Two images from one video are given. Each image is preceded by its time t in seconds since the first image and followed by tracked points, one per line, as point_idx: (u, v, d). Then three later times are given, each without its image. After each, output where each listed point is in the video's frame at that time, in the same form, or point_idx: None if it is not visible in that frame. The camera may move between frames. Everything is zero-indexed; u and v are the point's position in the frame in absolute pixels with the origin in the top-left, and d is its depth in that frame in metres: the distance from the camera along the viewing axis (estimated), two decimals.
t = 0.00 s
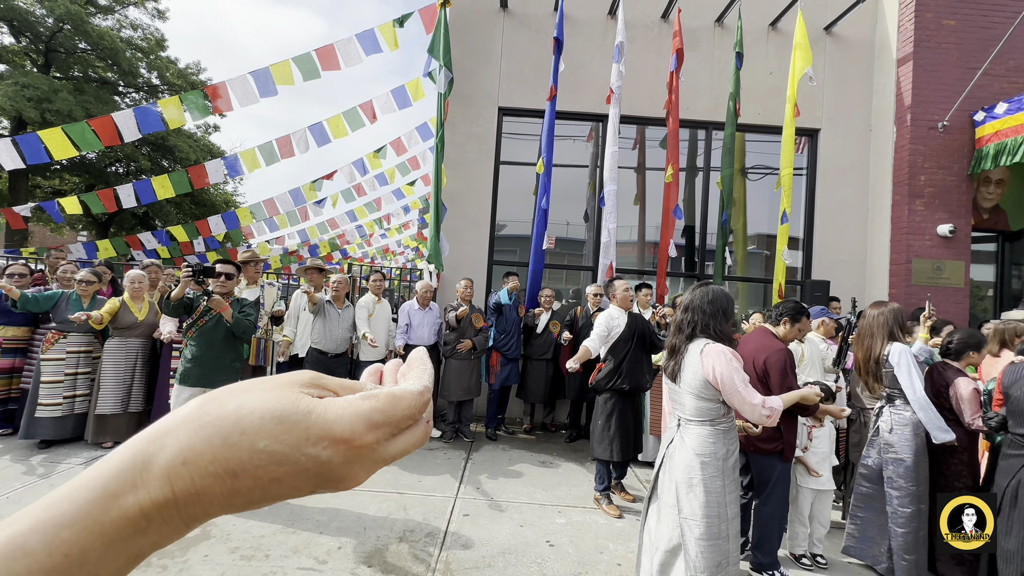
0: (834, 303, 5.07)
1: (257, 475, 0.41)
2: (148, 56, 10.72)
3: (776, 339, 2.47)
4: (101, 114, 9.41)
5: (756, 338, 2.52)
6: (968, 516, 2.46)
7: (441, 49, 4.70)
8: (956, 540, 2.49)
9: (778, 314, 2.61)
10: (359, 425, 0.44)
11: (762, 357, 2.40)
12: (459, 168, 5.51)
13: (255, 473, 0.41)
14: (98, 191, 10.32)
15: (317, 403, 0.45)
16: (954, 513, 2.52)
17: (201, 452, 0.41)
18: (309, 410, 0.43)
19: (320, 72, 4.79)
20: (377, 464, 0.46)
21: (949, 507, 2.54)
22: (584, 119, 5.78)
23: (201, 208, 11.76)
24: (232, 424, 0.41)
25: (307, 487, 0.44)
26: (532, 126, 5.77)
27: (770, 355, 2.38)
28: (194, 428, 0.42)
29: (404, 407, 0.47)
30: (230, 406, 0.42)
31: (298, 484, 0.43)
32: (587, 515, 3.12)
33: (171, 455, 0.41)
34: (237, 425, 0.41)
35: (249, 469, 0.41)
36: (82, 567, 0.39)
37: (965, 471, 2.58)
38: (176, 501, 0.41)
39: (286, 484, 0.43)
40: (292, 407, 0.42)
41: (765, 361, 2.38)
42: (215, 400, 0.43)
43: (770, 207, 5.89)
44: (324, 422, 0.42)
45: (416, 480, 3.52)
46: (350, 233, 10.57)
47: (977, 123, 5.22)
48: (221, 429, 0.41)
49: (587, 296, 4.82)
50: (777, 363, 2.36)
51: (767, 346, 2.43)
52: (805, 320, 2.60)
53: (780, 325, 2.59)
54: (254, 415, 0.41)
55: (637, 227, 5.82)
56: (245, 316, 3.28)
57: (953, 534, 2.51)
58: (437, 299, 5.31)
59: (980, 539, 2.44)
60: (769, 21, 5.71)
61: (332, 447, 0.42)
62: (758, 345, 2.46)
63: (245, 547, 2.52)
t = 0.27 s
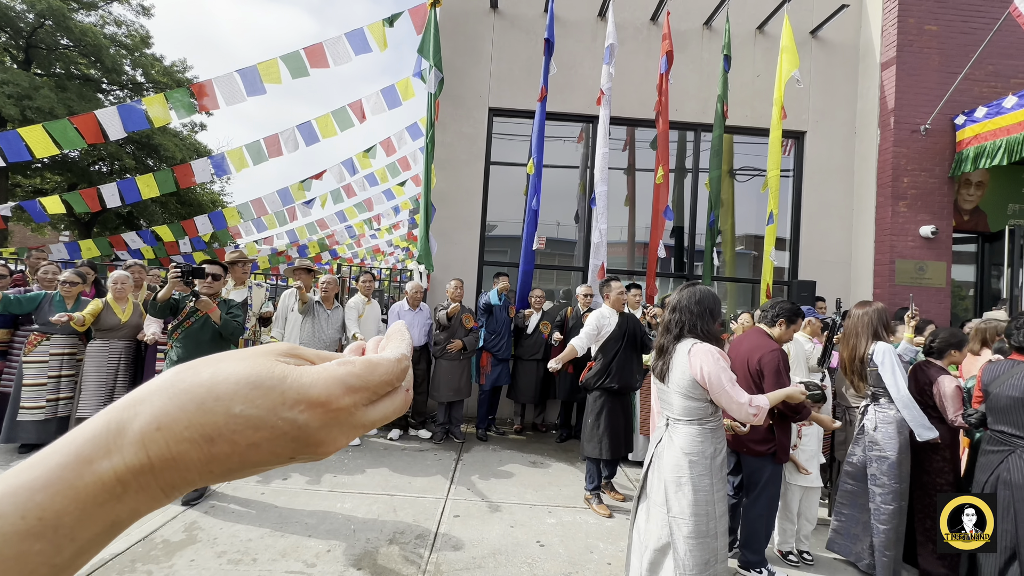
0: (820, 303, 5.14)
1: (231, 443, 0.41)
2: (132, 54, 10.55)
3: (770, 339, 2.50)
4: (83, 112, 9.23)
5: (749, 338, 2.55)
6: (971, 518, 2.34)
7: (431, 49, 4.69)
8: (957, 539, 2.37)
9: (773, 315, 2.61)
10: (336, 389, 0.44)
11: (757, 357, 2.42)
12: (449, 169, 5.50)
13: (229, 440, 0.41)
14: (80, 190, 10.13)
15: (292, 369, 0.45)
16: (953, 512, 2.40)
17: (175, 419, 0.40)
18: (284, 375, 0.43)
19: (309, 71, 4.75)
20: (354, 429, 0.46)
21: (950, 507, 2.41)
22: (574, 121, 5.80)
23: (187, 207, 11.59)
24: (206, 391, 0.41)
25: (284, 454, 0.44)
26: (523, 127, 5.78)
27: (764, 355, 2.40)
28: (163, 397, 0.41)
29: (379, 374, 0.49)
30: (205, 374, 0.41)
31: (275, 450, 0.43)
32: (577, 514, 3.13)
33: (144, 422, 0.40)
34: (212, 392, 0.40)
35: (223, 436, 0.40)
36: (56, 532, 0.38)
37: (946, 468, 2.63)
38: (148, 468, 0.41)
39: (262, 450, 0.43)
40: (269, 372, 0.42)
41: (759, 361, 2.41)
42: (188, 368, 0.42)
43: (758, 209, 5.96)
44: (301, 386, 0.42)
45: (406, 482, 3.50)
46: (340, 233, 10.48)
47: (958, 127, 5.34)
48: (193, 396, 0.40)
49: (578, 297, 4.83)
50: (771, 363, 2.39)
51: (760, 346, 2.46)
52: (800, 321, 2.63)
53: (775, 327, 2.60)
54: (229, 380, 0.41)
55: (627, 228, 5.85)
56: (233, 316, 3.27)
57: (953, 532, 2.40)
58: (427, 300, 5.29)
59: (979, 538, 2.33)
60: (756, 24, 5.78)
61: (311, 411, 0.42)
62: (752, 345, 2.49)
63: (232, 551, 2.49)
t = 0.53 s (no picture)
0: (805, 303, 5.22)
1: (202, 418, 0.40)
2: (115, 50, 10.37)
3: (759, 339, 2.53)
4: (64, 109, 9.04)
5: (740, 339, 2.58)
6: (971, 517, 2.30)
7: (421, 49, 4.68)
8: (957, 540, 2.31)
9: (764, 315, 2.63)
10: (309, 363, 0.43)
11: (747, 357, 2.45)
12: (439, 169, 5.48)
13: (200, 416, 0.40)
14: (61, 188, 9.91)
15: (264, 344, 0.44)
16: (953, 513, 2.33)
17: (141, 396, 0.39)
18: (256, 350, 0.42)
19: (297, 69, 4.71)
20: (329, 405, 0.46)
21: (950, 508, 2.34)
22: (564, 122, 5.82)
23: (171, 206, 11.41)
24: (175, 366, 0.40)
25: (258, 430, 0.44)
26: (512, 128, 5.78)
27: (754, 355, 2.43)
28: (134, 373, 0.41)
29: (354, 348, 0.48)
30: (171, 350, 0.41)
31: (249, 425, 0.43)
32: (567, 514, 3.14)
33: (110, 399, 0.40)
34: (181, 367, 0.40)
35: (194, 411, 0.40)
36: (20, 508, 0.39)
37: (928, 464, 2.69)
38: (120, 444, 0.41)
39: (236, 426, 0.42)
40: (239, 348, 0.41)
41: (750, 361, 2.44)
42: (155, 345, 0.41)
43: (745, 210, 6.03)
44: (272, 360, 0.42)
45: (395, 483, 3.48)
46: (329, 233, 10.40)
47: (938, 131, 5.44)
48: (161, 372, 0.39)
49: (568, 297, 4.85)
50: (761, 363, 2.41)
51: (750, 346, 2.49)
52: (790, 322, 2.66)
53: (766, 327, 2.62)
54: (199, 356, 0.40)
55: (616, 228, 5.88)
56: (219, 318, 3.27)
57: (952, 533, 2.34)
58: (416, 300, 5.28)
59: (979, 538, 2.28)
60: (743, 27, 5.85)
61: (283, 386, 0.42)
62: (742, 346, 2.52)
63: (218, 555, 2.46)
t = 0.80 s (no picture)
0: (790, 303, 5.29)
1: (160, 393, 0.45)
2: (96, 46, 10.15)
3: (745, 339, 2.55)
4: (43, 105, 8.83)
5: (726, 338, 2.60)
6: (971, 517, 2.28)
7: (409, 48, 4.65)
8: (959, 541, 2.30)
9: (750, 315, 2.66)
10: (268, 339, 0.47)
11: (733, 356, 2.47)
12: (427, 168, 5.46)
13: (157, 392, 0.45)
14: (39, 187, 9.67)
15: (224, 323, 0.48)
16: (953, 512, 2.31)
17: (91, 372, 0.45)
18: (212, 328, 0.47)
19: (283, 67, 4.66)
20: (291, 382, 0.50)
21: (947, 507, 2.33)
22: (552, 122, 5.83)
23: (154, 205, 11.19)
24: (127, 344, 0.45)
25: (219, 406, 0.48)
26: (501, 128, 5.78)
27: (739, 355, 2.45)
28: (84, 351, 0.46)
29: (317, 326, 0.52)
30: (124, 329, 0.46)
31: (208, 402, 0.47)
32: (555, 514, 3.15)
33: (58, 375, 0.45)
34: (133, 345, 0.45)
35: (151, 387, 0.45)
36: None
37: (908, 460, 2.75)
38: (80, 421, 0.46)
39: (195, 402, 0.47)
40: (197, 326, 0.46)
41: (735, 361, 2.45)
42: (112, 325, 0.46)
43: (731, 211, 6.10)
44: (229, 337, 0.46)
45: (383, 485, 3.45)
46: (316, 233, 10.29)
47: (918, 134, 5.56)
48: (115, 349, 0.44)
49: (556, 297, 4.85)
50: (747, 363, 2.43)
51: (735, 345, 2.52)
52: (775, 321, 2.69)
53: (752, 327, 2.65)
54: (152, 333, 0.45)
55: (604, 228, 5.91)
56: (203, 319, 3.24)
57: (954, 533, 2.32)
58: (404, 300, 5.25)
59: (980, 538, 2.27)
60: (729, 30, 5.91)
61: (240, 362, 0.46)
62: (728, 345, 2.54)
63: (201, 559, 2.42)
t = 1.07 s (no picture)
0: (774, 302, 5.37)
1: (117, 381, 0.44)
2: (75, 40, 9.92)
3: (730, 338, 2.58)
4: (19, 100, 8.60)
5: (711, 337, 2.62)
6: (970, 517, 2.30)
7: (396, 46, 4.63)
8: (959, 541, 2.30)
9: (735, 314, 2.69)
10: (233, 325, 0.46)
11: (718, 355, 2.50)
12: (415, 168, 5.43)
13: (113, 380, 0.44)
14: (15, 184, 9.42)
15: (187, 307, 0.47)
16: (953, 512, 2.32)
17: (42, 361, 0.43)
18: (174, 313, 0.46)
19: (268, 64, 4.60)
20: (258, 369, 0.49)
21: (948, 507, 2.34)
22: (541, 122, 5.84)
23: (136, 204, 10.98)
24: (81, 330, 0.44)
25: (183, 395, 0.47)
26: (489, 127, 5.77)
27: (724, 353, 2.48)
28: (33, 338, 0.44)
29: (288, 311, 0.50)
30: (78, 316, 0.44)
31: (170, 389, 0.47)
32: (543, 513, 3.15)
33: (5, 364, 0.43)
34: (87, 331, 0.43)
35: (107, 375, 0.44)
36: None
37: (888, 456, 2.80)
38: (31, 412, 0.44)
39: (156, 390, 0.46)
40: (156, 311, 0.45)
41: (720, 359, 2.49)
42: (63, 310, 0.44)
43: (717, 211, 6.17)
44: (190, 324, 0.45)
45: (370, 486, 3.43)
46: (303, 232, 10.18)
47: (898, 137, 5.68)
48: (67, 335, 0.43)
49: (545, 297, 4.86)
50: (731, 362, 2.46)
51: (721, 344, 2.54)
52: (759, 321, 2.72)
53: (737, 326, 2.68)
54: (107, 320, 0.44)
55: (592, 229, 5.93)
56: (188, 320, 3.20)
57: (954, 533, 2.33)
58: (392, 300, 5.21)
59: (979, 538, 2.30)
60: (715, 33, 5.98)
61: (204, 350, 0.45)
62: (714, 344, 2.56)
63: (183, 564, 2.38)
